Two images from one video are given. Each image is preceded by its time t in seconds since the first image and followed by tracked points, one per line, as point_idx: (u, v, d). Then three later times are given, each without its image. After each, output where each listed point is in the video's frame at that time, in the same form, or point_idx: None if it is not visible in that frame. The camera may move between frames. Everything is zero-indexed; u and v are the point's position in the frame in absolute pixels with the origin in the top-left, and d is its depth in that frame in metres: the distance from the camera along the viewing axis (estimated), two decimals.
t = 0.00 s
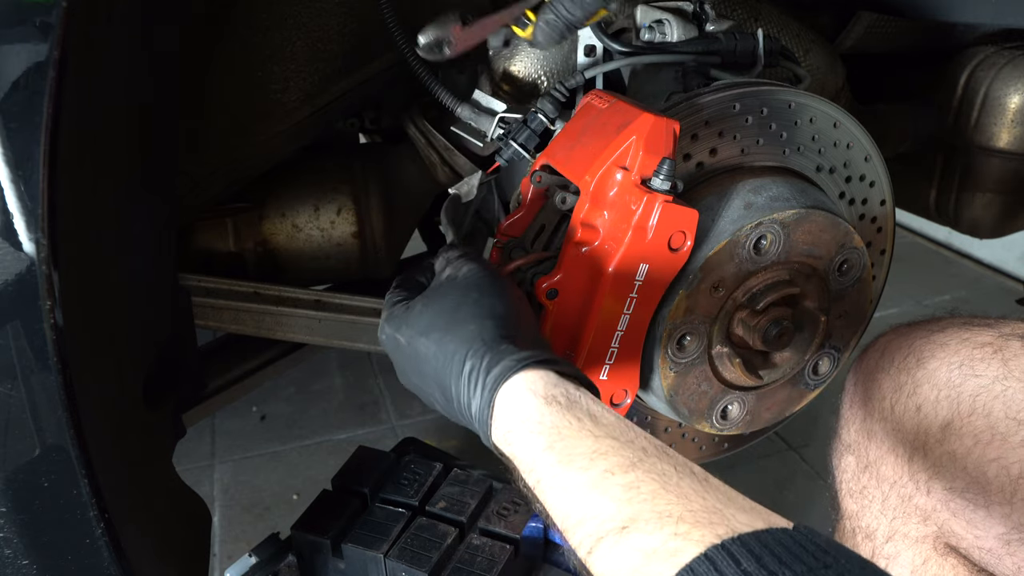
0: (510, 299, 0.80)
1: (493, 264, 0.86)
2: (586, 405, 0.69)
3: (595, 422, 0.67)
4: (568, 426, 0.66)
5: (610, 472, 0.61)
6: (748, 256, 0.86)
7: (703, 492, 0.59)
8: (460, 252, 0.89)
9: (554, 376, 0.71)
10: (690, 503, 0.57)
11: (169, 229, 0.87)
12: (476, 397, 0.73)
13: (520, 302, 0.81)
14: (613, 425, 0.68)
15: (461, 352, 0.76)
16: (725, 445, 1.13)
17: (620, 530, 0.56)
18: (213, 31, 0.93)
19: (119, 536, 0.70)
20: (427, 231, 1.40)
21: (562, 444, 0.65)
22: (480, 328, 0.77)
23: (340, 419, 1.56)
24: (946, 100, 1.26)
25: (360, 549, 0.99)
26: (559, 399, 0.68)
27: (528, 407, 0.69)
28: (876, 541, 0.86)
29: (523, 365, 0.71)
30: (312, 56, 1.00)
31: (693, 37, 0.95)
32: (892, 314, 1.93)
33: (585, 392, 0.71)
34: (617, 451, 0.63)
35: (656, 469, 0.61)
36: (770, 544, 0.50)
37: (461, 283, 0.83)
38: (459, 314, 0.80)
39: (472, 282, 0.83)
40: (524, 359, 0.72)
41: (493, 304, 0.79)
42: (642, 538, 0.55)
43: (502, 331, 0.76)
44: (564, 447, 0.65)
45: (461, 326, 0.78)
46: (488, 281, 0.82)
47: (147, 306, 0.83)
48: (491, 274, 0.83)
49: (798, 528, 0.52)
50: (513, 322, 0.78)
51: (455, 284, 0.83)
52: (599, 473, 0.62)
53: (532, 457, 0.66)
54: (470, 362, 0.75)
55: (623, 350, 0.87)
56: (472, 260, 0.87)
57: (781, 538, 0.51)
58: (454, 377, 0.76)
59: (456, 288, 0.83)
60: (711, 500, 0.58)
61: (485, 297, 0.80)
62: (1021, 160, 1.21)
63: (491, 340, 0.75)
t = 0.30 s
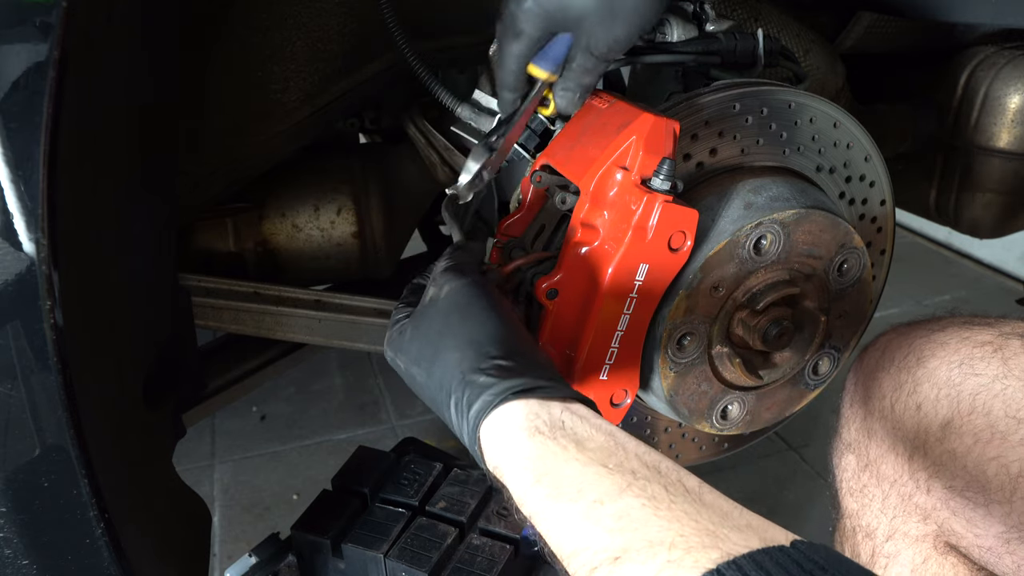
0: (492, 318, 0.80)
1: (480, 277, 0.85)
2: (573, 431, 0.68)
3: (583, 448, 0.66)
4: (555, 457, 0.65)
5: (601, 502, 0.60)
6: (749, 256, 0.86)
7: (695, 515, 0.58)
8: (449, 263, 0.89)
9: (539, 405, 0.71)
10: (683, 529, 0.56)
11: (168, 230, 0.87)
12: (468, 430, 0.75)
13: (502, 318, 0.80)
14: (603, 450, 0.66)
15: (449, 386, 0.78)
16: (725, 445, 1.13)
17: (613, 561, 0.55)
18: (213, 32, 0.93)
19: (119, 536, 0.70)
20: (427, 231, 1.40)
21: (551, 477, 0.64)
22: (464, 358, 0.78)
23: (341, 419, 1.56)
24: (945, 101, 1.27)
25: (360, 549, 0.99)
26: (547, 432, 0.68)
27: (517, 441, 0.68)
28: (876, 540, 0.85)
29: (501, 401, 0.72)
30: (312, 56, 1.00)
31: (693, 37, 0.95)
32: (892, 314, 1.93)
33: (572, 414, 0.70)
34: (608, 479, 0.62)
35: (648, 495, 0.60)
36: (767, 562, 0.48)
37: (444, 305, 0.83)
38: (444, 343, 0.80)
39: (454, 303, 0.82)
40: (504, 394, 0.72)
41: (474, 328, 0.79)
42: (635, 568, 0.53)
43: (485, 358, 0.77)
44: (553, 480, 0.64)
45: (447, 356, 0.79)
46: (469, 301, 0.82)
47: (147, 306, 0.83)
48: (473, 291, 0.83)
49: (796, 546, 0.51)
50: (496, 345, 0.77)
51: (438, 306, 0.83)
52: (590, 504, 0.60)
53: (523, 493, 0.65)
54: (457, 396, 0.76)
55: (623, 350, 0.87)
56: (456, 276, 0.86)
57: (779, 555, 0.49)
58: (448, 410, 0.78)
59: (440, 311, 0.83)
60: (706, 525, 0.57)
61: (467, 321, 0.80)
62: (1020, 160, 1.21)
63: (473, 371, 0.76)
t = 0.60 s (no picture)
0: (488, 332, 0.78)
1: (476, 288, 0.82)
2: (576, 447, 0.67)
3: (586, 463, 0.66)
4: (558, 475, 0.65)
5: (605, 520, 0.60)
6: (749, 256, 0.86)
7: (701, 526, 0.58)
8: (449, 271, 0.86)
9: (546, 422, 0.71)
10: (689, 543, 0.56)
11: (168, 230, 0.87)
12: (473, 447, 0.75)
13: (498, 332, 0.77)
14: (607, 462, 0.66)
15: (451, 406, 0.77)
16: (725, 445, 1.13)
17: None
18: (213, 32, 0.93)
19: (119, 536, 0.70)
20: (427, 231, 1.40)
21: (555, 498, 0.64)
22: (462, 377, 0.76)
23: (341, 419, 1.56)
24: (945, 101, 1.27)
25: (360, 549, 0.99)
26: (549, 450, 0.67)
27: (520, 461, 0.68)
28: (874, 540, 0.84)
29: (501, 423, 0.71)
30: (312, 56, 1.00)
31: (693, 37, 0.96)
32: (892, 314, 1.93)
33: (575, 429, 0.69)
34: (612, 495, 0.62)
35: (653, 508, 0.60)
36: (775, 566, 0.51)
37: (439, 322, 0.81)
38: (442, 362, 0.79)
39: (448, 321, 0.80)
40: (505, 416, 0.71)
41: (471, 346, 0.78)
42: None
43: (483, 376, 0.75)
44: (557, 500, 0.64)
45: (445, 376, 0.78)
46: (463, 317, 0.80)
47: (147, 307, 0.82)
48: (466, 305, 0.80)
49: (805, 557, 0.52)
50: (492, 362, 0.75)
51: (433, 324, 0.81)
52: (595, 522, 0.61)
53: (530, 514, 0.65)
54: (460, 415, 0.76)
55: (623, 350, 0.87)
56: (450, 289, 0.82)
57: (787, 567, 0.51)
58: (453, 427, 0.78)
59: (436, 329, 0.81)
60: (712, 536, 0.57)
61: (462, 338, 0.78)
62: (1020, 160, 1.21)
63: (471, 391, 0.75)
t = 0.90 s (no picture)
0: (513, 305, 0.78)
1: (501, 268, 0.84)
2: (599, 418, 0.66)
3: (609, 437, 0.65)
4: (580, 446, 0.64)
5: (626, 494, 0.59)
6: (749, 256, 0.86)
7: (722, 508, 0.57)
8: (468, 253, 0.86)
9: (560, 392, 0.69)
10: (710, 522, 0.55)
11: (168, 229, 0.87)
12: (492, 418, 0.74)
13: (524, 307, 0.78)
14: (630, 439, 0.65)
15: (472, 375, 0.76)
16: (725, 446, 1.13)
17: (640, 555, 0.55)
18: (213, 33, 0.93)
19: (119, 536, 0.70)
20: (427, 231, 1.40)
21: (576, 466, 0.63)
22: (486, 346, 0.76)
23: (341, 419, 1.56)
24: (946, 101, 1.27)
25: (360, 548, 0.99)
26: (571, 417, 0.66)
27: (541, 428, 0.67)
28: (875, 542, 0.85)
29: (525, 388, 0.70)
30: (312, 55, 1.00)
31: (693, 37, 0.96)
32: (892, 314, 1.93)
33: (597, 401, 0.68)
34: (633, 470, 0.61)
35: (675, 486, 0.59)
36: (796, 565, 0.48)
37: (463, 296, 0.82)
38: (466, 333, 0.79)
39: (473, 294, 0.81)
40: (529, 381, 0.70)
41: (496, 317, 0.78)
42: (661, 563, 0.53)
43: (508, 345, 0.75)
44: (576, 469, 0.63)
45: (468, 346, 0.78)
46: (488, 291, 0.81)
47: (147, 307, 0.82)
48: (492, 280, 0.81)
49: (824, 544, 0.50)
50: (519, 331, 0.76)
51: (458, 298, 0.82)
52: (616, 495, 0.60)
53: (547, 482, 0.64)
54: (482, 381, 0.75)
55: (623, 349, 0.87)
56: (475, 266, 0.84)
57: (810, 554, 0.49)
58: (471, 399, 0.77)
59: (460, 302, 0.82)
60: (733, 517, 0.56)
61: (487, 309, 0.79)
62: (1020, 160, 1.21)
63: (496, 359, 0.75)
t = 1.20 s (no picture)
0: (522, 305, 0.79)
1: (511, 271, 0.84)
2: (606, 417, 0.67)
3: (616, 435, 0.65)
4: (588, 443, 0.64)
5: (632, 491, 0.60)
6: (748, 256, 0.86)
7: (728, 507, 0.57)
8: (476, 256, 0.87)
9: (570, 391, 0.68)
10: (715, 520, 0.55)
11: (168, 229, 0.87)
12: (499, 417, 0.73)
13: (533, 307, 0.78)
14: (636, 439, 0.66)
15: (481, 372, 0.76)
16: (725, 446, 1.13)
17: (646, 551, 0.55)
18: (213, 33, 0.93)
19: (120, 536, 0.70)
20: (427, 231, 1.40)
21: (583, 463, 0.63)
22: (495, 345, 0.76)
23: (340, 419, 1.56)
24: (946, 101, 1.27)
25: (360, 548, 0.99)
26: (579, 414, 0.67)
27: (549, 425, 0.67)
28: (877, 541, 0.86)
29: (535, 385, 0.69)
30: (313, 56, 1.00)
31: (693, 37, 0.95)
32: (892, 314, 1.92)
33: (606, 401, 0.69)
34: (640, 468, 0.62)
35: (681, 484, 0.60)
36: (802, 563, 0.48)
37: (473, 296, 0.82)
38: (474, 332, 0.79)
39: (482, 294, 0.81)
40: (538, 377, 0.70)
41: (505, 316, 0.78)
42: (667, 559, 0.53)
43: (517, 344, 0.75)
44: (584, 466, 0.63)
45: (476, 344, 0.78)
46: (497, 291, 0.81)
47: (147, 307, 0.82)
48: (502, 280, 0.82)
49: (829, 543, 0.50)
50: (528, 331, 0.76)
51: (467, 298, 0.82)
52: (622, 492, 0.60)
53: (556, 478, 0.65)
54: (490, 379, 0.74)
55: (623, 349, 0.87)
56: (485, 267, 0.84)
57: (814, 553, 0.49)
58: (479, 397, 0.76)
59: (469, 302, 0.82)
60: (738, 515, 0.56)
61: (497, 308, 0.79)
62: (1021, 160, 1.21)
63: (505, 356, 0.74)
